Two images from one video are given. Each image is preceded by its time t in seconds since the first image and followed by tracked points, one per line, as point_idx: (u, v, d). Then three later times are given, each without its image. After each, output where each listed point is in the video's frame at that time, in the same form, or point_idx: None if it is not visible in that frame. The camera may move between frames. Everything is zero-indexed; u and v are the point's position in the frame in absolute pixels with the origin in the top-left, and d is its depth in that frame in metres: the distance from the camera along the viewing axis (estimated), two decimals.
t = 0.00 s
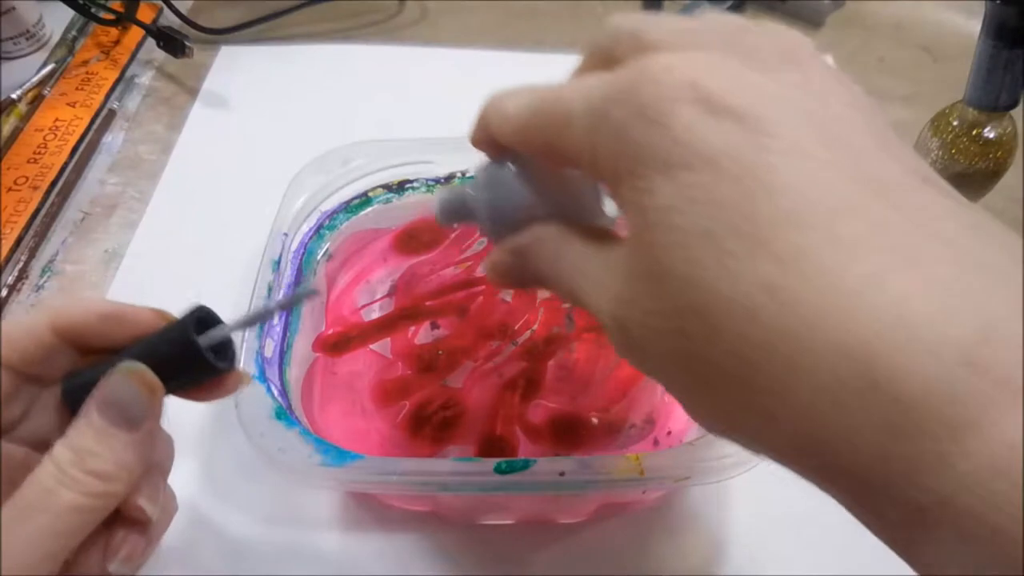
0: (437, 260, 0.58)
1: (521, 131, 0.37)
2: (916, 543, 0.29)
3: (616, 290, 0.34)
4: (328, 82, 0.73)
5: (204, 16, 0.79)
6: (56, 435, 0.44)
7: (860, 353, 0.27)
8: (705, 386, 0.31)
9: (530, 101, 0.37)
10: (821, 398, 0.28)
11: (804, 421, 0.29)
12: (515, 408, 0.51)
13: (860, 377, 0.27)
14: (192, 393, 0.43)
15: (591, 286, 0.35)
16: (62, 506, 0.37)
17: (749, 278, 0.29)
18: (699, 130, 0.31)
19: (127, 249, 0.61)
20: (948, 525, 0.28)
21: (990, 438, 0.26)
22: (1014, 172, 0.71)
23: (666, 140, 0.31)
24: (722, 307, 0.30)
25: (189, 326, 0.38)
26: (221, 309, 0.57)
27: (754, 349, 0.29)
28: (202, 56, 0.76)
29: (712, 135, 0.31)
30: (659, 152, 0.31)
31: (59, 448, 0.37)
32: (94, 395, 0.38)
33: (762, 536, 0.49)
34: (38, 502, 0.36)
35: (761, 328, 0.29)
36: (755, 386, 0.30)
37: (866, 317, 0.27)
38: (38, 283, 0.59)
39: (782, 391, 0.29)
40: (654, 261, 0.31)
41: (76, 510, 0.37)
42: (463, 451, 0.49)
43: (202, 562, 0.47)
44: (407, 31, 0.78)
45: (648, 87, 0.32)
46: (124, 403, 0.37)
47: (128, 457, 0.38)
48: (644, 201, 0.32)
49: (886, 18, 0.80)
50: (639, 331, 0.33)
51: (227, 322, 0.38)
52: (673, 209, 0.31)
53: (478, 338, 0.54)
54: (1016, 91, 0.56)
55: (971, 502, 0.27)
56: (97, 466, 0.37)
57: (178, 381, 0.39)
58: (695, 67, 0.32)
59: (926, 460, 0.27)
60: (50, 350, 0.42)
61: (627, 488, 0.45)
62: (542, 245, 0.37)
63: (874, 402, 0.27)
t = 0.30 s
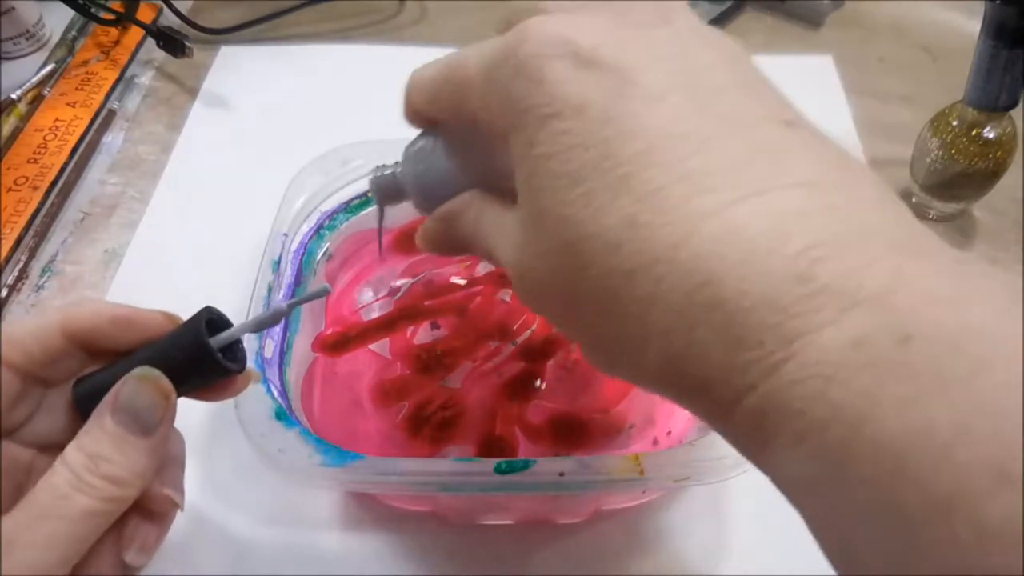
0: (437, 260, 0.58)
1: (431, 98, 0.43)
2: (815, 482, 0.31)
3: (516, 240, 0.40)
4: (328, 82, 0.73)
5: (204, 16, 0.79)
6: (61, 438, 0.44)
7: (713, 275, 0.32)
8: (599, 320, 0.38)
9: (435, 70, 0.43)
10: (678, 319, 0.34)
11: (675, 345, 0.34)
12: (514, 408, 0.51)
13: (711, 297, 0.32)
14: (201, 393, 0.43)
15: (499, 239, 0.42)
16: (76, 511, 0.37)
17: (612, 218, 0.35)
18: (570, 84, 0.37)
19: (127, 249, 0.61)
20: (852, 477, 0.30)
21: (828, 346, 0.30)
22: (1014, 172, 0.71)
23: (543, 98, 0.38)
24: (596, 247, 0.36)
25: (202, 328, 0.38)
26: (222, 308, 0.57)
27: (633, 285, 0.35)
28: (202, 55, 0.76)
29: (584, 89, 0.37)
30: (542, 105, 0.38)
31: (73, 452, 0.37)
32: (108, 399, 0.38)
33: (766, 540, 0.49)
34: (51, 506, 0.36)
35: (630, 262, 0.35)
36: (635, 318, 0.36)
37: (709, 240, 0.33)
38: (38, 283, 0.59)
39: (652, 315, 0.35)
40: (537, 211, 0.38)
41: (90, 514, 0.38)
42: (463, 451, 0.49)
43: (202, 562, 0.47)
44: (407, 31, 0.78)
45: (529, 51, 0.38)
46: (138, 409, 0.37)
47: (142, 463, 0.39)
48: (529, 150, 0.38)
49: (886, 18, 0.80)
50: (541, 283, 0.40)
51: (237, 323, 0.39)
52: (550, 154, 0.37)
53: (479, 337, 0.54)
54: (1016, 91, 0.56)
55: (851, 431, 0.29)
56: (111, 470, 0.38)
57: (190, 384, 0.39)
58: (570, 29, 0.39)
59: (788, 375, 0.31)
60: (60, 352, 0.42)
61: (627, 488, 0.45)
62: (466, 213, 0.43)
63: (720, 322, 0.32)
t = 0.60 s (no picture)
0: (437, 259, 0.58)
1: (659, 31, 0.43)
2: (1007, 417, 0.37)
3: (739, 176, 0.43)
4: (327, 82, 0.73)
5: (204, 16, 0.79)
6: (60, 439, 0.44)
7: (944, 235, 0.36)
8: (833, 271, 0.41)
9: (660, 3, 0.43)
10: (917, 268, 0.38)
11: (913, 298, 0.38)
12: (514, 409, 0.51)
13: (942, 254, 0.37)
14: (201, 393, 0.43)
15: (719, 177, 0.44)
16: (77, 509, 0.37)
17: (844, 168, 0.39)
18: (831, 31, 0.39)
19: (127, 249, 0.61)
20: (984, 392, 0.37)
21: None
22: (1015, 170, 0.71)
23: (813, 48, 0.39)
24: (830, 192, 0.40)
25: (203, 328, 0.38)
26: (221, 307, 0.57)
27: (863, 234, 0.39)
28: (202, 55, 0.76)
29: (839, 40, 0.39)
30: (781, 49, 0.40)
31: (73, 451, 0.38)
32: (108, 398, 0.38)
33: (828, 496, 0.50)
34: (52, 505, 0.37)
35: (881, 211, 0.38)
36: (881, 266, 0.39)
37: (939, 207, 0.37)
38: (38, 283, 0.59)
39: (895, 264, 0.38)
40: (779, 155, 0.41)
41: (89, 512, 0.38)
42: (463, 451, 0.49)
43: (202, 562, 0.47)
44: (407, 30, 0.78)
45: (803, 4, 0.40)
46: (138, 409, 0.37)
47: (142, 461, 0.39)
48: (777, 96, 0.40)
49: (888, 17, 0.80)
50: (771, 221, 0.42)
51: (237, 323, 0.39)
52: (798, 101, 0.40)
53: (479, 337, 0.54)
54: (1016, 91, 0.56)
55: (997, 358, 0.36)
56: (112, 469, 0.38)
57: (191, 384, 0.39)
58: None
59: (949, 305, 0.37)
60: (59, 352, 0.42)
61: (626, 488, 0.45)
62: (675, 146, 0.45)
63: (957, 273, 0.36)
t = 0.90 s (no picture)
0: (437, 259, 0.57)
1: (491, 115, 0.42)
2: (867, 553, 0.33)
3: (572, 272, 0.40)
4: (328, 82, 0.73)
5: (204, 16, 0.79)
6: (58, 439, 0.44)
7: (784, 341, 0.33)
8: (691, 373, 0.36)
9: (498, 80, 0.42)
10: (749, 371, 0.34)
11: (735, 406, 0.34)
12: (514, 408, 0.51)
13: (772, 356, 0.33)
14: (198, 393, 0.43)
15: (549, 267, 0.41)
16: (71, 509, 0.37)
17: (672, 269, 0.36)
18: (648, 120, 0.37)
19: (127, 249, 0.61)
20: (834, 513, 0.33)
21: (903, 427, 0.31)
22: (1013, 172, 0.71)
23: (608, 132, 0.38)
24: (663, 300, 0.36)
25: (197, 327, 0.38)
26: (221, 307, 0.57)
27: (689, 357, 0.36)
28: (202, 55, 0.76)
29: (663, 129, 0.37)
30: (608, 140, 0.38)
31: (68, 451, 0.38)
32: (102, 398, 0.38)
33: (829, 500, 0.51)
34: (48, 505, 0.37)
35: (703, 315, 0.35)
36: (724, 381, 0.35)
37: (767, 312, 0.34)
38: (38, 283, 0.59)
39: (706, 382, 0.35)
40: (603, 250, 0.38)
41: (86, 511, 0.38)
42: (463, 451, 0.49)
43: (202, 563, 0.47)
44: (407, 31, 0.78)
45: (604, 75, 0.38)
46: (133, 407, 0.38)
47: (135, 460, 0.39)
48: (604, 190, 0.38)
49: (888, 18, 0.80)
50: (600, 326, 0.39)
51: (232, 322, 0.39)
52: (604, 186, 0.38)
53: (480, 335, 0.54)
54: (1016, 90, 0.56)
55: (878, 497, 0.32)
56: (105, 469, 0.38)
57: (186, 383, 0.39)
58: (645, 60, 0.39)
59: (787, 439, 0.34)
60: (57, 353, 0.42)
61: (626, 488, 0.45)
62: (512, 227, 0.42)
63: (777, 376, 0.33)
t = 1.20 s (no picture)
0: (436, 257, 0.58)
1: (593, 72, 0.39)
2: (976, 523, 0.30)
3: (671, 226, 0.36)
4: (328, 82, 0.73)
5: (203, 16, 0.79)
6: (57, 440, 0.44)
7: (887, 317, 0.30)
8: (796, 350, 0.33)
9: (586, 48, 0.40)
10: (846, 333, 0.31)
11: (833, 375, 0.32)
12: (513, 409, 0.51)
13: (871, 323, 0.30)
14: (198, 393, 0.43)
15: (645, 221, 0.37)
16: (70, 510, 0.38)
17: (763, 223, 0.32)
18: (758, 75, 0.34)
19: (127, 249, 0.61)
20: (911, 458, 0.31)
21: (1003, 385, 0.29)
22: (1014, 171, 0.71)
23: (733, 95, 0.34)
24: (758, 247, 0.33)
25: (197, 327, 0.38)
26: (221, 306, 0.57)
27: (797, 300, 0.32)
28: (202, 55, 0.76)
29: (763, 83, 0.33)
30: (711, 90, 0.34)
31: (68, 452, 0.38)
32: (101, 399, 0.38)
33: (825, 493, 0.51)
34: (45, 505, 0.37)
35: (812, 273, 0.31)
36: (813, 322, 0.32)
37: (875, 275, 0.30)
38: (38, 283, 0.59)
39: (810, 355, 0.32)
40: (697, 197, 0.35)
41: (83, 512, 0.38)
42: (463, 451, 0.49)
43: (203, 562, 0.47)
44: (407, 30, 0.78)
45: (717, 29, 0.35)
46: (133, 408, 0.38)
47: (135, 460, 0.39)
48: (702, 138, 0.34)
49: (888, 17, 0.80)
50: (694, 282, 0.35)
51: (232, 323, 0.39)
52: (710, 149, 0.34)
53: (480, 335, 0.53)
54: (1016, 90, 0.56)
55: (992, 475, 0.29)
56: (105, 469, 0.38)
57: (186, 384, 0.39)
58: (761, 16, 0.35)
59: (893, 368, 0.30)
60: (56, 355, 0.42)
61: (626, 488, 0.45)
62: (607, 186, 0.39)
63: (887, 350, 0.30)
